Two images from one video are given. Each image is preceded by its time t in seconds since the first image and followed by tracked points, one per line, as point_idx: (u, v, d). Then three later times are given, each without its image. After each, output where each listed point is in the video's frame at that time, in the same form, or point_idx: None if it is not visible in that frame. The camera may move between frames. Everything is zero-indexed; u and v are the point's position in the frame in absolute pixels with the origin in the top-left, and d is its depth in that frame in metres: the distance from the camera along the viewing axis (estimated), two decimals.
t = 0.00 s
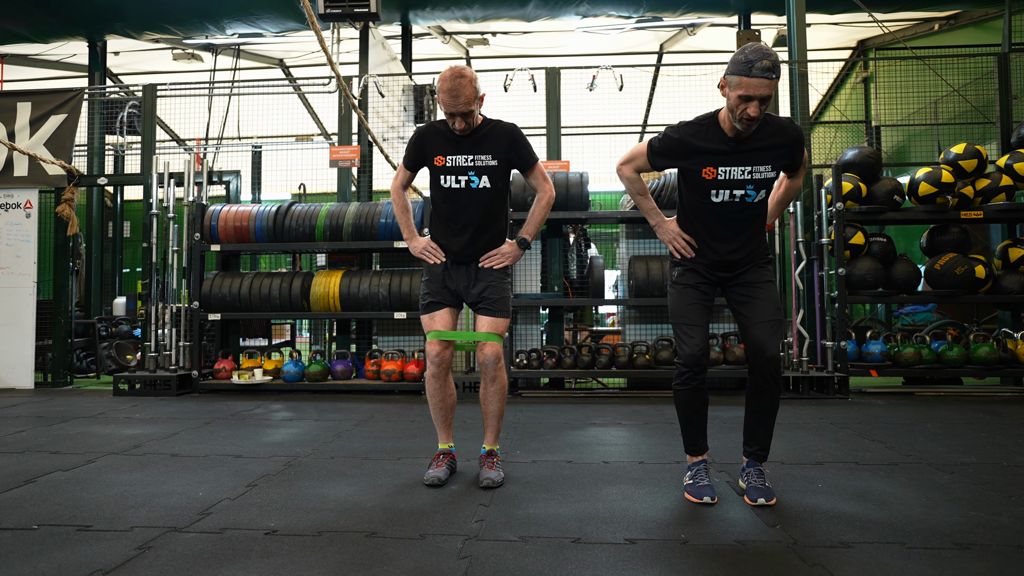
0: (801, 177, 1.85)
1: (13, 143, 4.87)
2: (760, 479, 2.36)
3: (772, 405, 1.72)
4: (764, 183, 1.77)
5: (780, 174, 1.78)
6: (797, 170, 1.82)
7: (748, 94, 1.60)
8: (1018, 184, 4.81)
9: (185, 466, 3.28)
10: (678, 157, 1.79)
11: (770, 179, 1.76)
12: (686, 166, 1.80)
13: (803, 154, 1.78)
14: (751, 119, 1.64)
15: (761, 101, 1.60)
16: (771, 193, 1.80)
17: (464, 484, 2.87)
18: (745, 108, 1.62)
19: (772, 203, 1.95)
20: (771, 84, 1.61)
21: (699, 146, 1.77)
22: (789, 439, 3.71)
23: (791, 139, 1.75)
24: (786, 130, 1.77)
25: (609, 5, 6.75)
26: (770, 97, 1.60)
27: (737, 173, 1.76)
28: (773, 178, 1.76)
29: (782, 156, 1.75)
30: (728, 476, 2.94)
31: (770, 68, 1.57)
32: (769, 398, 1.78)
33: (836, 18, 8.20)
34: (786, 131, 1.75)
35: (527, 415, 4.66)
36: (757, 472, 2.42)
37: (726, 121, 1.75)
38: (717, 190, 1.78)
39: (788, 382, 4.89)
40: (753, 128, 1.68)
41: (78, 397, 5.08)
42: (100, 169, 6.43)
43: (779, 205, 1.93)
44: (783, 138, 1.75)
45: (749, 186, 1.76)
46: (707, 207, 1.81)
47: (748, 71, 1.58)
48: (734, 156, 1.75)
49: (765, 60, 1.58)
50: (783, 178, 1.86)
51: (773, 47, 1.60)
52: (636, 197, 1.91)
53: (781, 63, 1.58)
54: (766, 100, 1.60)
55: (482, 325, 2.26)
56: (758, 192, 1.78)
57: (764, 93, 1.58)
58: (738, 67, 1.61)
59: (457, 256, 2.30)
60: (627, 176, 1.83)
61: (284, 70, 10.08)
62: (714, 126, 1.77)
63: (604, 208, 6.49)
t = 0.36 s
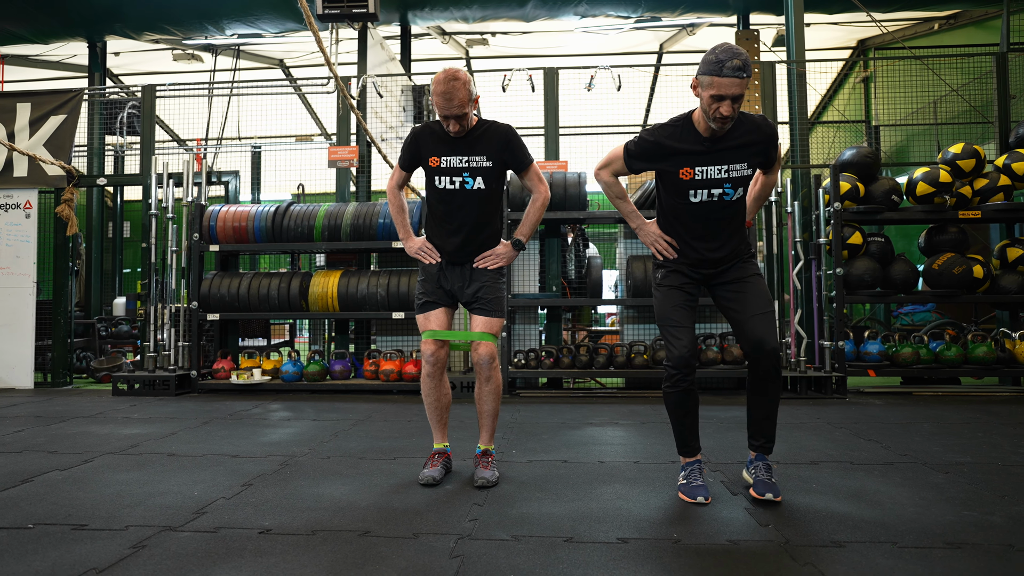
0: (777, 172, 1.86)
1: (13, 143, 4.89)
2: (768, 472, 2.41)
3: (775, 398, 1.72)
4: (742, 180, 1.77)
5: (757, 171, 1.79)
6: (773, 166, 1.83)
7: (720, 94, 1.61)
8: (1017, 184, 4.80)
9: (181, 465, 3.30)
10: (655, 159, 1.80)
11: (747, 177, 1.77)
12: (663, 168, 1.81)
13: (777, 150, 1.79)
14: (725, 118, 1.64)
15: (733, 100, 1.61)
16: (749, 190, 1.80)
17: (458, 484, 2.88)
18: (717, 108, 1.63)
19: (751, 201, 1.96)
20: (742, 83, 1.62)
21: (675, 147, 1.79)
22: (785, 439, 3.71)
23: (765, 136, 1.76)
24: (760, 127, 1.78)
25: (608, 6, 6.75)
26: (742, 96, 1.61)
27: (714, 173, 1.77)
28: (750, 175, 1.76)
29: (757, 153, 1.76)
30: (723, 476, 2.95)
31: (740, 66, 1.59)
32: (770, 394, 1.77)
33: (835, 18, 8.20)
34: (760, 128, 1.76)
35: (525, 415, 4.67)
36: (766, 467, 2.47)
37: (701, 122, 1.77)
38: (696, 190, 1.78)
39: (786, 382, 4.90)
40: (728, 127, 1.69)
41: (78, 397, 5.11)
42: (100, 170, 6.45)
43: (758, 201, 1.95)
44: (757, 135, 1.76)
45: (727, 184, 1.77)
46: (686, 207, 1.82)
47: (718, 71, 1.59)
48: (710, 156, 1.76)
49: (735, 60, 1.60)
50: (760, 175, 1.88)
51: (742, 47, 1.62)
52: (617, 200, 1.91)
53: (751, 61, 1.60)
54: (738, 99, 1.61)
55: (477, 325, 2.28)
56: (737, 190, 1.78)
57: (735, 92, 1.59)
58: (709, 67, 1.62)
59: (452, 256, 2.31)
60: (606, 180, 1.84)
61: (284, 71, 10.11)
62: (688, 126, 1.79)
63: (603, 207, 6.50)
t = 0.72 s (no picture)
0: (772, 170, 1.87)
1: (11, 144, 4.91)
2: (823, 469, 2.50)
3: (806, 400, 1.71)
4: (738, 178, 1.78)
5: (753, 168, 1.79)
6: (768, 164, 1.84)
7: (711, 91, 1.61)
8: (1012, 184, 4.81)
9: (175, 465, 3.31)
10: (649, 160, 1.81)
11: (742, 175, 1.77)
12: (658, 169, 1.81)
13: (772, 147, 1.80)
14: (718, 116, 1.65)
15: (725, 97, 1.62)
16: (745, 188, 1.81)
17: (450, 484, 2.89)
18: (710, 105, 1.64)
19: (747, 199, 1.96)
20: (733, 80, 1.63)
21: (669, 147, 1.79)
22: (778, 439, 3.72)
23: (759, 133, 1.77)
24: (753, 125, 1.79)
25: (606, 6, 6.76)
26: (733, 93, 1.61)
27: (709, 172, 1.77)
28: (746, 173, 1.77)
29: (752, 150, 1.76)
30: (713, 477, 2.96)
31: (730, 63, 1.59)
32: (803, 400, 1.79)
33: (834, 18, 8.20)
34: (754, 125, 1.77)
35: (520, 415, 4.68)
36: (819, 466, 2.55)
37: (694, 121, 1.77)
38: (691, 190, 1.79)
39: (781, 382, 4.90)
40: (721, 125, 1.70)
41: (76, 396, 5.13)
42: (100, 170, 6.47)
43: (754, 199, 1.95)
44: (751, 132, 1.76)
45: (723, 183, 1.78)
46: (682, 208, 1.83)
47: (709, 69, 1.60)
48: (704, 155, 1.77)
49: (725, 57, 1.60)
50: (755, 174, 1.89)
51: (732, 44, 1.62)
52: (613, 202, 1.92)
53: (742, 58, 1.60)
54: (730, 96, 1.61)
55: (470, 325, 2.30)
56: (733, 188, 1.79)
57: (726, 89, 1.60)
58: (699, 65, 1.63)
59: (445, 257, 2.32)
60: (601, 182, 1.84)
61: (284, 71, 10.13)
62: (681, 126, 1.79)
63: (600, 208, 6.52)
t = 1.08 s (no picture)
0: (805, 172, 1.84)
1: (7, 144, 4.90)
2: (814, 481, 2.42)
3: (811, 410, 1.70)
4: (768, 180, 1.76)
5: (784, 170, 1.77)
6: (800, 165, 1.81)
7: (744, 89, 1.59)
8: (1011, 183, 4.82)
9: (167, 465, 3.30)
10: (678, 158, 1.79)
11: (773, 176, 1.75)
12: (686, 166, 1.79)
13: (805, 149, 1.76)
14: (749, 114, 1.63)
15: (757, 95, 1.60)
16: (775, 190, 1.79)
17: (441, 484, 2.87)
18: (741, 103, 1.62)
19: (778, 200, 1.93)
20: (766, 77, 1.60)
21: (699, 145, 1.77)
22: (774, 439, 3.70)
23: (792, 134, 1.74)
24: (787, 125, 1.75)
25: (603, 6, 6.75)
26: (765, 91, 1.59)
27: (739, 171, 1.75)
28: (776, 175, 1.74)
29: (784, 151, 1.74)
30: (707, 478, 2.93)
31: (764, 60, 1.56)
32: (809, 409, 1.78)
33: (833, 17, 8.18)
34: (789, 126, 1.74)
35: (516, 415, 4.66)
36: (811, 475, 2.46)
37: (726, 119, 1.75)
38: (720, 189, 1.77)
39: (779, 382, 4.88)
40: (752, 124, 1.67)
41: (72, 396, 5.13)
42: (97, 170, 6.47)
43: (784, 201, 1.92)
44: (785, 132, 1.74)
45: (753, 183, 1.75)
46: (710, 207, 1.81)
47: (742, 65, 1.58)
48: (735, 154, 1.75)
49: (759, 53, 1.58)
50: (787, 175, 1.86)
51: (768, 40, 1.59)
52: (638, 197, 1.90)
53: (777, 55, 1.57)
54: (762, 94, 1.59)
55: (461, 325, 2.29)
56: (762, 190, 1.76)
57: (759, 87, 1.57)
58: (733, 61, 1.61)
59: (436, 257, 2.30)
60: (628, 177, 1.83)
61: (282, 71, 10.13)
62: (712, 124, 1.77)
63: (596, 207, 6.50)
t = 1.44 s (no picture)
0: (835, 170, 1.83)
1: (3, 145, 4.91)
2: (797, 483, 2.39)
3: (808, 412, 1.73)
4: (798, 172, 1.74)
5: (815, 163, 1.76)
6: (830, 160, 1.80)
7: (778, 71, 1.59)
8: (1005, 184, 4.77)
9: (157, 467, 3.31)
10: (710, 145, 1.78)
11: (803, 168, 1.74)
12: (717, 154, 1.78)
13: (834, 143, 1.77)
14: (782, 98, 1.63)
15: (791, 78, 1.60)
16: (804, 183, 1.77)
17: (427, 486, 2.88)
18: (774, 86, 1.62)
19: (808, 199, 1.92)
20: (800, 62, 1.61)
21: (732, 133, 1.76)
22: (763, 440, 3.70)
23: (823, 125, 1.73)
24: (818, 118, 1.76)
25: (599, 7, 6.75)
26: (799, 74, 1.59)
27: (770, 161, 1.74)
28: (806, 167, 1.73)
29: (816, 142, 1.73)
30: (693, 480, 2.95)
31: (799, 45, 1.58)
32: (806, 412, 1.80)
33: (830, 17, 8.17)
34: (821, 118, 1.74)
35: (508, 416, 4.67)
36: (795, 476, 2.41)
37: (759, 107, 1.75)
38: (749, 177, 1.76)
39: (772, 384, 4.89)
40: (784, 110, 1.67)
41: (67, 397, 5.15)
42: (94, 171, 6.48)
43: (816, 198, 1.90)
44: (817, 123, 1.73)
45: (783, 174, 1.74)
46: (739, 196, 1.79)
47: (777, 48, 1.59)
48: (767, 143, 1.74)
49: (793, 38, 1.60)
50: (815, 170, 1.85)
51: (802, 27, 1.61)
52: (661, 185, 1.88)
53: (810, 40, 1.59)
54: (796, 77, 1.59)
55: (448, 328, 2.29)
56: (792, 181, 1.75)
57: (794, 68, 1.57)
58: (767, 45, 1.62)
59: (422, 259, 2.31)
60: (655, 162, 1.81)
61: (281, 73, 10.16)
62: (745, 112, 1.76)
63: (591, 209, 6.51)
